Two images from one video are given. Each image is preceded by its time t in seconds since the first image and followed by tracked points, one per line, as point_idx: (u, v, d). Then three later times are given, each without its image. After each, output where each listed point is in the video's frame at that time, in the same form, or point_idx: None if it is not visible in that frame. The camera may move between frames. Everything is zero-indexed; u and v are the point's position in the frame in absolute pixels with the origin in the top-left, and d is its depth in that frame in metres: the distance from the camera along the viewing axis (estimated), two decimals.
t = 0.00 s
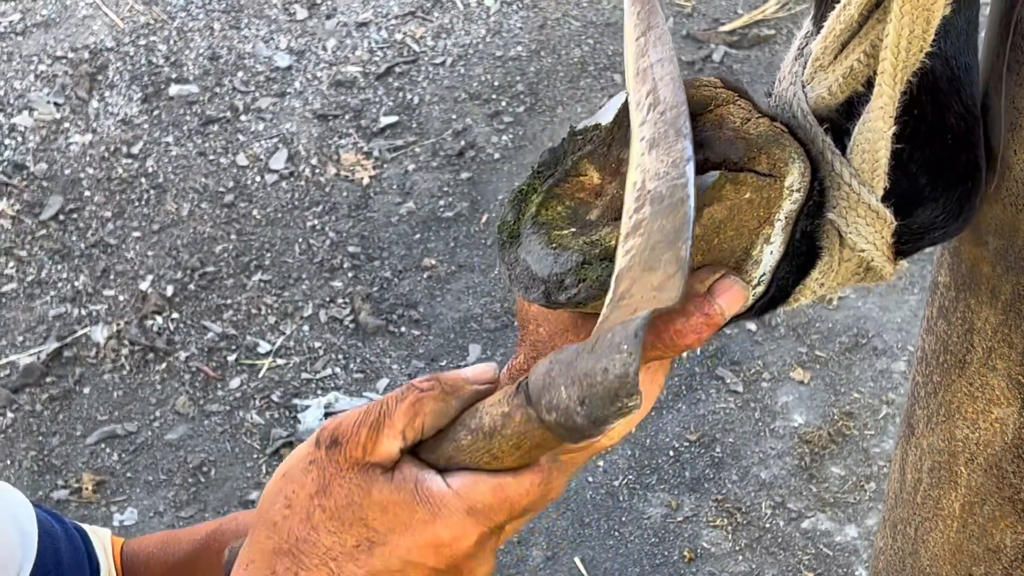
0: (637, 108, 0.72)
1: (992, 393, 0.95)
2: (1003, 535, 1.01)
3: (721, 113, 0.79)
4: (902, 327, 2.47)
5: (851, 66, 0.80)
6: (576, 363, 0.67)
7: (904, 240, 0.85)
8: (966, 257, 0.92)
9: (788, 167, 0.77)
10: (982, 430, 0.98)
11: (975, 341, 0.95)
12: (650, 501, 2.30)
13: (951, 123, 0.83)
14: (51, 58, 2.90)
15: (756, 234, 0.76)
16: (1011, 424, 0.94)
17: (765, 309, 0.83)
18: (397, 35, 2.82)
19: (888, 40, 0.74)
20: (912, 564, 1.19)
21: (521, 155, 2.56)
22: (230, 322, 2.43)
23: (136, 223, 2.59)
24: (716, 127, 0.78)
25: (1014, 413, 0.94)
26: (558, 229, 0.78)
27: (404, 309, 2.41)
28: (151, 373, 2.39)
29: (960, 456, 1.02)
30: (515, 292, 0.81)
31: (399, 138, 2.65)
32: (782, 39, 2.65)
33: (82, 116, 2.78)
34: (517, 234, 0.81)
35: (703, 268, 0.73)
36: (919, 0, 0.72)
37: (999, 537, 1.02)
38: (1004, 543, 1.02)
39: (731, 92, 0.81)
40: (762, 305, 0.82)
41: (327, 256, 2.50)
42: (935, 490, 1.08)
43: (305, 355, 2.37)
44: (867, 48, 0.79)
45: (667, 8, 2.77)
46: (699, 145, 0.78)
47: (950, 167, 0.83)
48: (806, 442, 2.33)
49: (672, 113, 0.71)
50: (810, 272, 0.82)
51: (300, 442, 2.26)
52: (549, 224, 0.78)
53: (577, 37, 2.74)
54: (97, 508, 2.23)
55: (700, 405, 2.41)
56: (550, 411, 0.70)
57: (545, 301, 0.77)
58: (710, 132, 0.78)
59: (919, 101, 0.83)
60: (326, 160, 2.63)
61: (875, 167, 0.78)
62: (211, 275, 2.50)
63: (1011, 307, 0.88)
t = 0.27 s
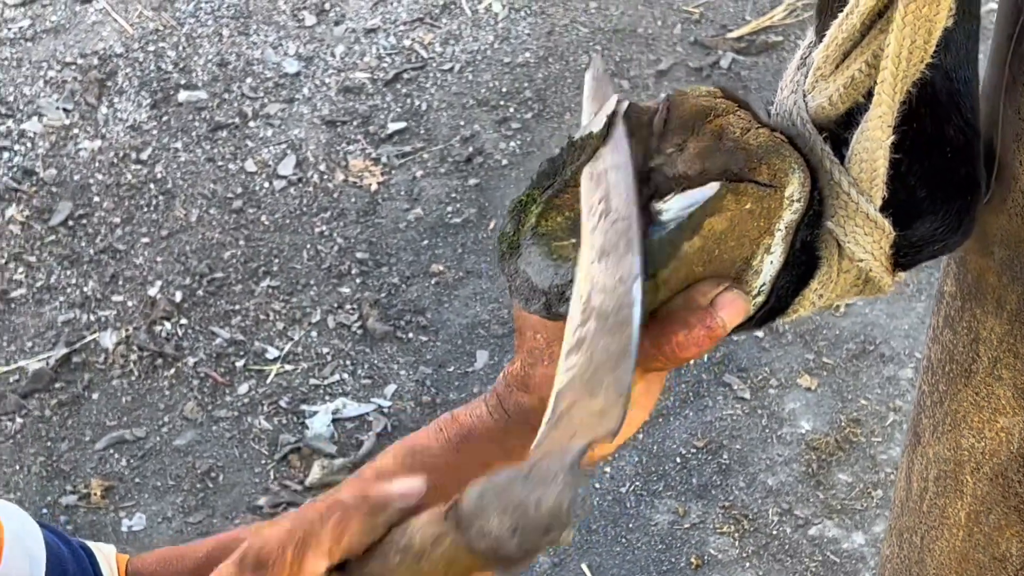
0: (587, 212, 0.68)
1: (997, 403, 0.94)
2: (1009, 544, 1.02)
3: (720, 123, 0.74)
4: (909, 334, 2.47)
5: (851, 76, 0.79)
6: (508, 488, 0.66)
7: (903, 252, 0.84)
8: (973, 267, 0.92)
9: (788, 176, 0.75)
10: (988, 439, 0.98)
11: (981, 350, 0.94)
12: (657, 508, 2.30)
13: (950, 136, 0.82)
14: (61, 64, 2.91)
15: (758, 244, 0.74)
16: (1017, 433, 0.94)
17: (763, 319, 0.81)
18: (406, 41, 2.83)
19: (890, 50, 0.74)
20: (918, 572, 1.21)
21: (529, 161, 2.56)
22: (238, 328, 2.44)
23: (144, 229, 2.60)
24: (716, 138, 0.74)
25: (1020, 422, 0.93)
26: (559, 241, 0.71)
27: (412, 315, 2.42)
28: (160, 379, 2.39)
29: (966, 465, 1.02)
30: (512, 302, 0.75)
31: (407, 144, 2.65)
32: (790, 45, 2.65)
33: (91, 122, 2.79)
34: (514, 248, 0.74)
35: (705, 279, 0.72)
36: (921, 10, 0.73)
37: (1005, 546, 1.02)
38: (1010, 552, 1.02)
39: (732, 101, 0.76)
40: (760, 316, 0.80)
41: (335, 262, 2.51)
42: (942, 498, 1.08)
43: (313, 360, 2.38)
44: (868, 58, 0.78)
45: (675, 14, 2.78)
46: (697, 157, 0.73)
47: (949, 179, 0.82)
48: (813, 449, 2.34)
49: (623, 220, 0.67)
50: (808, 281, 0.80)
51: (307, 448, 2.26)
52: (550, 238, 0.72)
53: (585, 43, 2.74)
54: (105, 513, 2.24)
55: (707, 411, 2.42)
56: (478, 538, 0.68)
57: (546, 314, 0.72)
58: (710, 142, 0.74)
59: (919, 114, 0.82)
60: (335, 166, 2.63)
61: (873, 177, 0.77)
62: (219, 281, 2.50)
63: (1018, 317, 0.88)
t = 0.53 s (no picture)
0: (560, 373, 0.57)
1: (1009, 401, 0.90)
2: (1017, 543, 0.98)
3: (743, 120, 0.73)
4: (918, 335, 2.47)
5: (866, 74, 0.76)
6: None
7: (920, 247, 0.84)
8: (983, 264, 0.87)
9: (810, 173, 0.73)
10: (999, 438, 0.94)
11: (990, 348, 0.90)
12: (666, 508, 2.30)
13: (967, 129, 0.81)
14: (71, 65, 2.92)
15: (777, 240, 0.73)
16: None
17: (780, 314, 0.79)
18: (415, 42, 2.84)
19: (904, 48, 0.71)
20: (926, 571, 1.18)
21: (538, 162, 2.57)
22: (248, 328, 2.44)
23: (155, 230, 2.60)
24: (739, 134, 0.73)
25: None
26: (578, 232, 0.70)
27: (421, 315, 2.42)
28: (170, 379, 2.40)
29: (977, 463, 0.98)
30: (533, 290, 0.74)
31: (417, 145, 2.66)
32: (799, 47, 2.66)
33: (101, 124, 2.80)
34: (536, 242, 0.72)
35: (722, 273, 0.73)
36: (936, 6, 0.69)
37: (1014, 544, 0.99)
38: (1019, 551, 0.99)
39: (754, 97, 0.75)
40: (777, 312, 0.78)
41: (345, 262, 2.51)
42: (953, 496, 1.05)
43: (323, 361, 2.39)
44: (882, 56, 0.75)
45: (684, 16, 2.80)
46: (719, 153, 0.72)
47: (966, 173, 0.81)
48: (822, 449, 2.34)
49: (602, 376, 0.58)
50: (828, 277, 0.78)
51: (317, 447, 2.27)
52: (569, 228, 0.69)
53: (594, 45, 2.75)
54: (116, 513, 2.24)
55: (716, 412, 2.42)
56: None
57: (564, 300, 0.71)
58: (732, 138, 0.73)
59: (936, 108, 0.82)
60: (344, 167, 2.64)
61: (892, 174, 0.74)
62: (229, 281, 2.51)
63: None
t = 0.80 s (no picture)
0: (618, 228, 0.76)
1: (1015, 402, 0.92)
2: None
3: (749, 122, 0.82)
4: (925, 336, 2.48)
5: (874, 75, 0.79)
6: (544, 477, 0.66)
7: (927, 246, 0.89)
8: (990, 264, 0.89)
9: (816, 175, 0.79)
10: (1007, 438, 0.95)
11: (997, 348, 0.91)
12: (673, 509, 2.31)
13: (973, 129, 0.86)
14: (80, 68, 2.93)
15: (784, 241, 0.79)
16: None
17: (791, 313, 0.86)
18: (422, 45, 2.85)
19: (912, 49, 0.74)
20: (933, 571, 1.19)
21: (545, 164, 2.57)
22: (256, 330, 2.45)
23: (163, 232, 2.61)
24: (745, 136, 0.82)
25: None
26: (588, 237, 0.81)
27: (429, 317, 2.42)
28: (178, 380, 2.41)
29: (983, 463, 1.00)
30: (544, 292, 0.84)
31: (424, 148, 2.67)
32: (805, 49, 2.67)
33: (109, 126, 2.81)
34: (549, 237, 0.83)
35: (731, 274, 0.79)
36: (943, 10, 0.72)
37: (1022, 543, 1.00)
38: None
39: (760, 101, 0.84)
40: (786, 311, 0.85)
41: (352, 264, 2.52)
42: (959, 496, 1.06)
43: (330, 362, 2.39)
44: (890, 57, 0.79)
45: (691, 18, 2.80)
46: (725, 156, 0.81)
47: (972, 173, 0.85)
48: (829, 450, 2.34)
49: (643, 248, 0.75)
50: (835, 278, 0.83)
51: (325, 449, 2.27)
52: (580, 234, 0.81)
53: (601, 47, 2.76)
54: (124, 513, 2.24)
55: (723, 413, 2.42)
56: (517, 528, 0.67)
57: (574, 306, 0.81)
58: (740, 140, 0.82)
59: (943, 109, 0.86)
60: (352, 169, 2.65)
61: (900, 174, 0.79)
62: (237, 283, 2.52)
63: None
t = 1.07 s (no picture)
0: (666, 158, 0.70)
1: (1018, 412, 0.93)
2: None
3: (748, 134, 0.79)
4: (929, 342, 2.48)
5: (876, 86, 0.79)
6: (623, 398, 0.67)
7: (930, 257, 0.86)
8: (993, 274, 0.90)
9: (816, 188, 0.78)
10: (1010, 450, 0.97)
11: (1000, 357, 0.93)
12: (677, 515, 2.30)
13: (976, 141, 0.84)
14: (84, 74, 2.93)
15: (783, 255, 0.78)
16: None
17: (791, 326, 0.85)
18: (426, 51, 2.85)
19: (914, 60, 0.75)
20: None
21: (548, 170, 2.58)
22: (260, 336, 2.45)
23: (167, 238, 2.61)
24: (744, 148, 0.79)
25: None
26: (587, 250, 0.78)
27: (432, 323, 2.43)
28: (182, 386, 2.41)
29: (987, 471, 1.01)
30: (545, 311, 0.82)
31: (428, 154, 2.67)
32: (809, 55, 2.67)
33: (114, 132, 2.81)
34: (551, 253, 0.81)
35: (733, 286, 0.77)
36: (943, 21, 0.73)
37: None
38: None
39: (759, 113, 0.81)
40: (786, 325, 0.83)
41: (356, 270, 2.52)
42: (962, 504, 1.08)
43: (334, 368, 2.39)
44: (892, 68, 0.79)
45: (695, 24, 2.81)
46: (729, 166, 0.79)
47: (974, 185, 0.84)
48: (833, 457, 2.34)
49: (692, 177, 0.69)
50: (836, 290, 0.82)
51: (328, 455, 2.27)
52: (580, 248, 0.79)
53: (605, 53, 2.76)
54: (128, 520, 2.24)
55: (727, 420, 2.42)
56: (598, 446, 0.69)
57: (574, 320, 0.79)
58: (738, 153, 0.79)
59: (944, 120, 0.84)
60: (356, 175, 2.65)
61: (901, 185, 0.78)
62: (241, 289, 2.52)
63: None
